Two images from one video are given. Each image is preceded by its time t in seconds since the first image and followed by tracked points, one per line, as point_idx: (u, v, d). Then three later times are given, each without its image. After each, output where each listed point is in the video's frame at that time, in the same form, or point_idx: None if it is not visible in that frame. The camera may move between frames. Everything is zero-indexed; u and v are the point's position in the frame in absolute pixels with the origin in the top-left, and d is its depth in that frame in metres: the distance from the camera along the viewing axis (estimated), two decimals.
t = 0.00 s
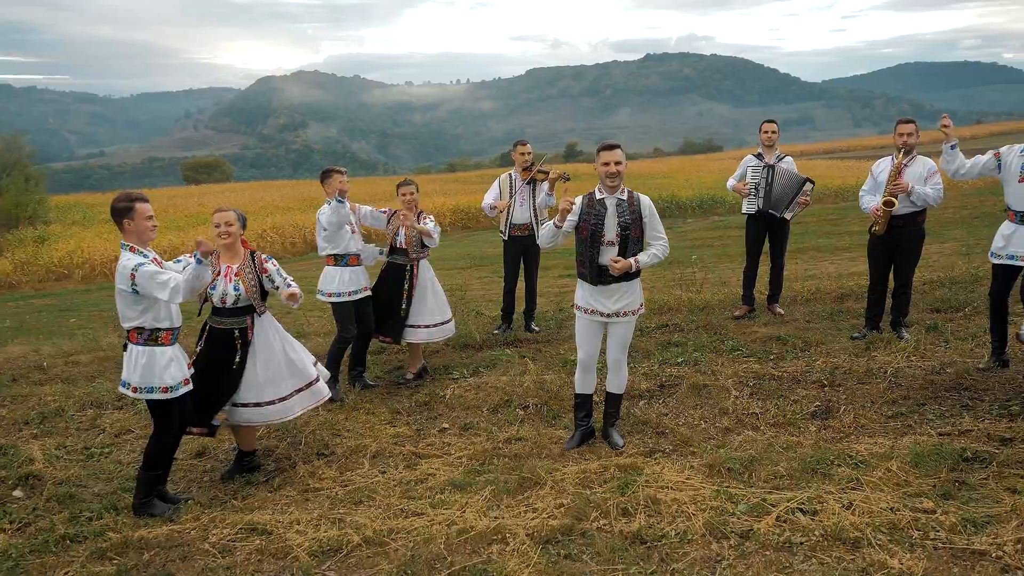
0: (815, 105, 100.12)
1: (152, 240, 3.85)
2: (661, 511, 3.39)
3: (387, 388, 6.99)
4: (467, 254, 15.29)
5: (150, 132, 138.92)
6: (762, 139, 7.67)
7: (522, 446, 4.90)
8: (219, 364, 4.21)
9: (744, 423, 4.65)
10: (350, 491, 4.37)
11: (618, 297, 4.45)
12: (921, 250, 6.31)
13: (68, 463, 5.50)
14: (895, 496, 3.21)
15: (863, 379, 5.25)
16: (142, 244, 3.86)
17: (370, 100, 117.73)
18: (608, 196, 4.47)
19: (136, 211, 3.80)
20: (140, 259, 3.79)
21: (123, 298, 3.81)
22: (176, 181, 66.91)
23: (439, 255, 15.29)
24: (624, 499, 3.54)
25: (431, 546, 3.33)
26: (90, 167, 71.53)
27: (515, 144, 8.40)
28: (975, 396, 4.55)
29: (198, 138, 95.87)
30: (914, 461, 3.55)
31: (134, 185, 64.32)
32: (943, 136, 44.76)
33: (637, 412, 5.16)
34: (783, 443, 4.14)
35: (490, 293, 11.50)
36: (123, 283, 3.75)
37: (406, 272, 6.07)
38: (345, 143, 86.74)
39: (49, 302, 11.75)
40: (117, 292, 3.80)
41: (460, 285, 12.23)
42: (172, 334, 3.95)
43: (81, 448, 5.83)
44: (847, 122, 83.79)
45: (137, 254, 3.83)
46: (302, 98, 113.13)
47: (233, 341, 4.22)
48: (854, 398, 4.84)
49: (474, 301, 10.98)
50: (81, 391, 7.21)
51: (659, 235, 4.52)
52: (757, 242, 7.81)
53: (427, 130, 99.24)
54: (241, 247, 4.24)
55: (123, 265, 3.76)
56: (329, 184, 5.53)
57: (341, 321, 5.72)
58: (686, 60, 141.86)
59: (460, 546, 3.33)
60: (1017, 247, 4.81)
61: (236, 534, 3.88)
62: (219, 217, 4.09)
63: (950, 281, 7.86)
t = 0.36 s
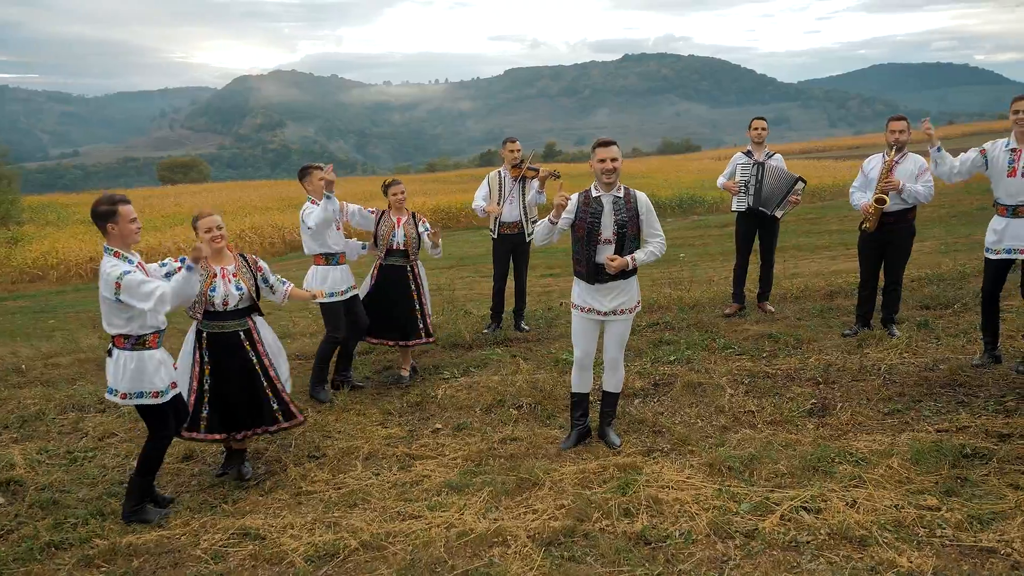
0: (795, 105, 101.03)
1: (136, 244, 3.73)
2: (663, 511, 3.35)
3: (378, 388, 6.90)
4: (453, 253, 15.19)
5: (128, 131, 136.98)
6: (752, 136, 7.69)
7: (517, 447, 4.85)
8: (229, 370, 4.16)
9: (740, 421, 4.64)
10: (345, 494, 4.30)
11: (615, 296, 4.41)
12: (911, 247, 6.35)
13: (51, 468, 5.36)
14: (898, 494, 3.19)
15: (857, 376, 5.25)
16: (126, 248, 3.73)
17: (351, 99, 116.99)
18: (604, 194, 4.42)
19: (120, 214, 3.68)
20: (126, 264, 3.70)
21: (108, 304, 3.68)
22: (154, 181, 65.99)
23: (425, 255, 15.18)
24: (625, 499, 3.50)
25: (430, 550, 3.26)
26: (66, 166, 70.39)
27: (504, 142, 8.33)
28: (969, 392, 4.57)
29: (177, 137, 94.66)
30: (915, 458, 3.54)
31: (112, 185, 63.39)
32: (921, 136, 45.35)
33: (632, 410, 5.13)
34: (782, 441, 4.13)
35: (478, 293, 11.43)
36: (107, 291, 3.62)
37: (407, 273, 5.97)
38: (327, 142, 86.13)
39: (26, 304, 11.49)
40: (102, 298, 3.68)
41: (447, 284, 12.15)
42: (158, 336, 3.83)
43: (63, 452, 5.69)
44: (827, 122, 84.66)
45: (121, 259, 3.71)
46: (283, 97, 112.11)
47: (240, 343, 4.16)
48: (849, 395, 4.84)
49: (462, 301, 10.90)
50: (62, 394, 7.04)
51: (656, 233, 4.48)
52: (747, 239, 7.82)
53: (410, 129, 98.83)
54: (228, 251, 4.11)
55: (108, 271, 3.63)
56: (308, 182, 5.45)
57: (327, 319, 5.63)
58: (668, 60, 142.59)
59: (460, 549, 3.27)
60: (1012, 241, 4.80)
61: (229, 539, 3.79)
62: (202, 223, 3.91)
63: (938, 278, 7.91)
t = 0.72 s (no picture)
0: (775, 105, 101.91)
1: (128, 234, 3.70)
2: (666, 511, 3.31)
3: (367, 388, 6.81)
4: (439, 252, 15.08)
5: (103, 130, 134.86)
6: (741, 134, 7.69)
7: (512, 447, 4.79)
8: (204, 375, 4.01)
9: (737, 419, 4.62)
10: (338, 497, 4.22)
11: (611, 295, 4.37)
12: (900, 244, 6.37)
13: (32, 474, 5.21)
14: (901, 491, 3.18)
15: (851, 373, 5.26)
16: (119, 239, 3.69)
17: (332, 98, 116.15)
18: (600, 190, 4.38)
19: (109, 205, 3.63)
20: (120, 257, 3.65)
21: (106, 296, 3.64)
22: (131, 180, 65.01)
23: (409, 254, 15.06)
24: (626, 499, 3.46)
25: (430, 554, 3.20)
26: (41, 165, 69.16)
27: (493, 139, 8.30)
28: (964, 389, 4.59)
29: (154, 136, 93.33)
30: (916, 455, 3.54)
31: (87, 185, 62.30)
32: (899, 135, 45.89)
33: (628, 409, 5.10)
34: (781, 439, 4.11)
35: (464, 292, 11.35)
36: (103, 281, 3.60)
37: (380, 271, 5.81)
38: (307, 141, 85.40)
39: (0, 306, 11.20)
40: (98, 290, 3.63)
41: (433, 284, 12.05)
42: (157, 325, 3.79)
43: (44, 457, 5.53)
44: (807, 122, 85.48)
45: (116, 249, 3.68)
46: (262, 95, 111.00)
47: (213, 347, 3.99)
48: (844, 392, 4.85)
49: (448, 300, 10.82)
50: (41, 397, 6.86)
51: (654, 230, 4.44)
52: (737, 237, 7.82)
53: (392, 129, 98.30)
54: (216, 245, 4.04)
55: (105, 263, 3.58)
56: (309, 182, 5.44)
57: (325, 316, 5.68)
58: (649, 60, 143.22)
59: (460, 552, 3.21)
60: None
61: (221, 545, 3.70)
62: (191, 213, 3.88)
63: (925, 275, 7.97)
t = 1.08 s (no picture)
0: (757, 105, 102.66)
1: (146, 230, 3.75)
2: (670, 514, 3.28)
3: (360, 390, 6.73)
4: (426, 252, 14.98)
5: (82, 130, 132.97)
6: (732, 132, 7.70)
7: (510, 449, 4.75)
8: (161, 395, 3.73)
9: (736, 418, 4.61)
10: (334, 502, 4.15)
11: (611, 294, 4.33)
12: (892, 243, 6.40)
13: (16, 481, 5.08)
14: (906, 491, 3.17)
15: (847, 372, 5.26)
16: (134, 233, 3.73)
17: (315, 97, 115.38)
18: (599, 187, 4.35)
19: (126, 201, 3.70)
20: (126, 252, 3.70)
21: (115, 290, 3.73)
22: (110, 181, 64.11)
23: (396, 254, 14.95)
24: (630, 502, 3.43)
25: (432, 560, 3.15)
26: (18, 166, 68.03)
27: (484, 137, 8.24)
28: (961, 387, 4.60)
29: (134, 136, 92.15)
30: (918, 453, 3.53)
31: (66, 185, 61.38)
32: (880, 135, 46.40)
33: (626, 410, 5.07)
34: (780, 438, 4.10)
35: (453, 293, 11.28)
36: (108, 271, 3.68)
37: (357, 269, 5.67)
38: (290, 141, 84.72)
39: None
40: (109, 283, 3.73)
41: (421, 284, 11.96)
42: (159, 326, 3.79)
43: (29, 463, 5.40)
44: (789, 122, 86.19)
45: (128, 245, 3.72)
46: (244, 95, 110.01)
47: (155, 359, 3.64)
48: (841, 391, 4.85)
49: (437, 300, 10.74)
50: (24, 402, 6.70)
51: (654, 228, 4.41)
52: (729, 235, 7.83)
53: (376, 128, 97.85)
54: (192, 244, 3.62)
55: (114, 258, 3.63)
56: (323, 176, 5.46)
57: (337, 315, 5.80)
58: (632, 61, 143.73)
59: (463, 558, 3.16)
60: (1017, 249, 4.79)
61: (216, 554, 3.63)
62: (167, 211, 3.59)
63: (915, 274, 8.02)
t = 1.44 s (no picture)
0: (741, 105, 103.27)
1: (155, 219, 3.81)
2: (676, 514, 3.25)
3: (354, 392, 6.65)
4: (415, 252, 14.89)
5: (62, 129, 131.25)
6: (725, 130, 7.70)
7: (509, 450, 4.70)
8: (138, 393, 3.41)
9: (736, 418, 4.58)
10: (332, 506, 4.08)
11: (611, 293, 4.29)
12: (882, 240, 6.41)
13: (2, 487, 4.95)
14: (913, 489, 3.16)
15: (844, 370, 5.26)
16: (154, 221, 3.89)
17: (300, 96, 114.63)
18: (599, 183, 4.32)
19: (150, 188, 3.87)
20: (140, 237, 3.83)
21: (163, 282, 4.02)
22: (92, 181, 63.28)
23: (384, 254, 14.84)
24: (635, 503, 3.39)
25: (436, 564, 3.10)
26: None
27: (476, 136, 8.21)
28: (958, 384, 4.62)
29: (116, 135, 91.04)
30: (922, 451, 3.53)
31: (46, 185, 60.50)
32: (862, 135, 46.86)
33: (625, 410, 5.03)
34: (782, 437, 4.08)
35: (443, 292, 11.21)
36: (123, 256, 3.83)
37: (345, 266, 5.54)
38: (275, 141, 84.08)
39: None
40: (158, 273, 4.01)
41: (410, 284, 11.88)
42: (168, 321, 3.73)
43: (14, 469, 5.27)
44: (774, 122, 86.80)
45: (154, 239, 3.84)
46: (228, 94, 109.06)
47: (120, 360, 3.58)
48: (840, 389, 4.85)
49: (427, 300, 10.67)
50: (8, 406, 6.55)
51: (655, 225, 4.37)
52: (723, 233, 7.83)
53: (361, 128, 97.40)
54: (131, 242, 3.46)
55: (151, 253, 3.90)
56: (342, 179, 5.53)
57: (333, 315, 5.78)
58: (617, 60, 144.21)
59: (467, 562, 3.11)
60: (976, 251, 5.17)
61: (213, 561, 3.55)
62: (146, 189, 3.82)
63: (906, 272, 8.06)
